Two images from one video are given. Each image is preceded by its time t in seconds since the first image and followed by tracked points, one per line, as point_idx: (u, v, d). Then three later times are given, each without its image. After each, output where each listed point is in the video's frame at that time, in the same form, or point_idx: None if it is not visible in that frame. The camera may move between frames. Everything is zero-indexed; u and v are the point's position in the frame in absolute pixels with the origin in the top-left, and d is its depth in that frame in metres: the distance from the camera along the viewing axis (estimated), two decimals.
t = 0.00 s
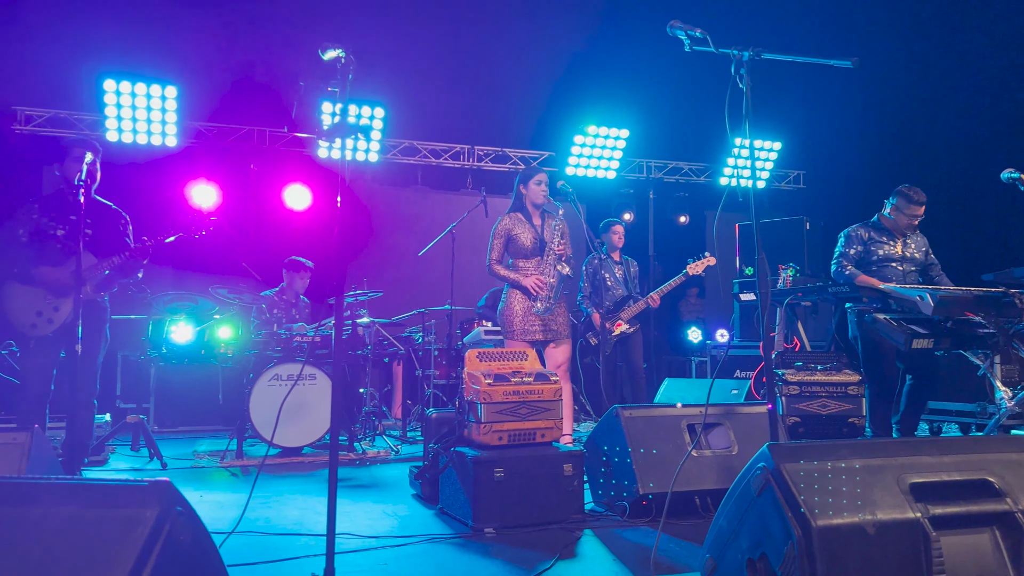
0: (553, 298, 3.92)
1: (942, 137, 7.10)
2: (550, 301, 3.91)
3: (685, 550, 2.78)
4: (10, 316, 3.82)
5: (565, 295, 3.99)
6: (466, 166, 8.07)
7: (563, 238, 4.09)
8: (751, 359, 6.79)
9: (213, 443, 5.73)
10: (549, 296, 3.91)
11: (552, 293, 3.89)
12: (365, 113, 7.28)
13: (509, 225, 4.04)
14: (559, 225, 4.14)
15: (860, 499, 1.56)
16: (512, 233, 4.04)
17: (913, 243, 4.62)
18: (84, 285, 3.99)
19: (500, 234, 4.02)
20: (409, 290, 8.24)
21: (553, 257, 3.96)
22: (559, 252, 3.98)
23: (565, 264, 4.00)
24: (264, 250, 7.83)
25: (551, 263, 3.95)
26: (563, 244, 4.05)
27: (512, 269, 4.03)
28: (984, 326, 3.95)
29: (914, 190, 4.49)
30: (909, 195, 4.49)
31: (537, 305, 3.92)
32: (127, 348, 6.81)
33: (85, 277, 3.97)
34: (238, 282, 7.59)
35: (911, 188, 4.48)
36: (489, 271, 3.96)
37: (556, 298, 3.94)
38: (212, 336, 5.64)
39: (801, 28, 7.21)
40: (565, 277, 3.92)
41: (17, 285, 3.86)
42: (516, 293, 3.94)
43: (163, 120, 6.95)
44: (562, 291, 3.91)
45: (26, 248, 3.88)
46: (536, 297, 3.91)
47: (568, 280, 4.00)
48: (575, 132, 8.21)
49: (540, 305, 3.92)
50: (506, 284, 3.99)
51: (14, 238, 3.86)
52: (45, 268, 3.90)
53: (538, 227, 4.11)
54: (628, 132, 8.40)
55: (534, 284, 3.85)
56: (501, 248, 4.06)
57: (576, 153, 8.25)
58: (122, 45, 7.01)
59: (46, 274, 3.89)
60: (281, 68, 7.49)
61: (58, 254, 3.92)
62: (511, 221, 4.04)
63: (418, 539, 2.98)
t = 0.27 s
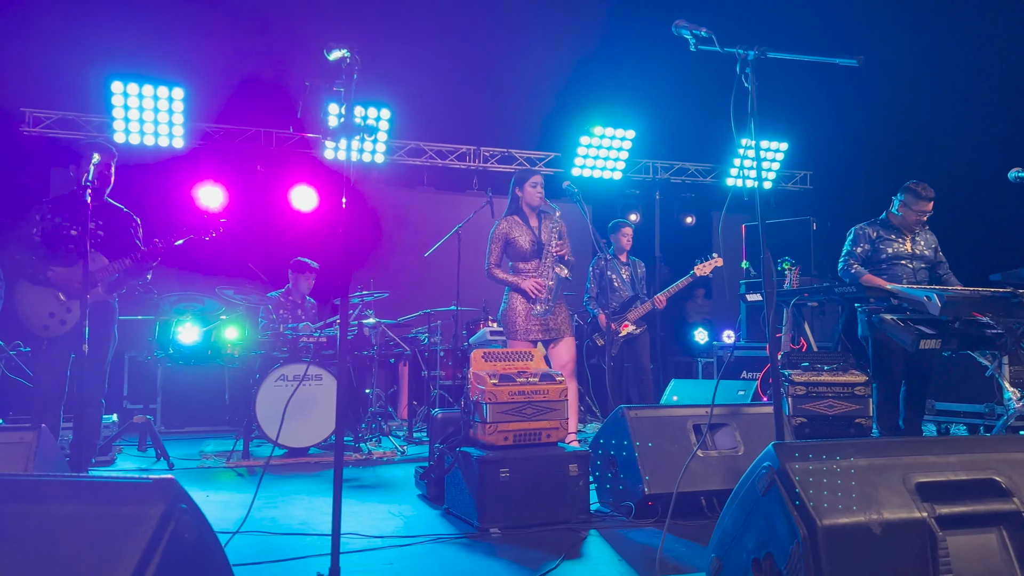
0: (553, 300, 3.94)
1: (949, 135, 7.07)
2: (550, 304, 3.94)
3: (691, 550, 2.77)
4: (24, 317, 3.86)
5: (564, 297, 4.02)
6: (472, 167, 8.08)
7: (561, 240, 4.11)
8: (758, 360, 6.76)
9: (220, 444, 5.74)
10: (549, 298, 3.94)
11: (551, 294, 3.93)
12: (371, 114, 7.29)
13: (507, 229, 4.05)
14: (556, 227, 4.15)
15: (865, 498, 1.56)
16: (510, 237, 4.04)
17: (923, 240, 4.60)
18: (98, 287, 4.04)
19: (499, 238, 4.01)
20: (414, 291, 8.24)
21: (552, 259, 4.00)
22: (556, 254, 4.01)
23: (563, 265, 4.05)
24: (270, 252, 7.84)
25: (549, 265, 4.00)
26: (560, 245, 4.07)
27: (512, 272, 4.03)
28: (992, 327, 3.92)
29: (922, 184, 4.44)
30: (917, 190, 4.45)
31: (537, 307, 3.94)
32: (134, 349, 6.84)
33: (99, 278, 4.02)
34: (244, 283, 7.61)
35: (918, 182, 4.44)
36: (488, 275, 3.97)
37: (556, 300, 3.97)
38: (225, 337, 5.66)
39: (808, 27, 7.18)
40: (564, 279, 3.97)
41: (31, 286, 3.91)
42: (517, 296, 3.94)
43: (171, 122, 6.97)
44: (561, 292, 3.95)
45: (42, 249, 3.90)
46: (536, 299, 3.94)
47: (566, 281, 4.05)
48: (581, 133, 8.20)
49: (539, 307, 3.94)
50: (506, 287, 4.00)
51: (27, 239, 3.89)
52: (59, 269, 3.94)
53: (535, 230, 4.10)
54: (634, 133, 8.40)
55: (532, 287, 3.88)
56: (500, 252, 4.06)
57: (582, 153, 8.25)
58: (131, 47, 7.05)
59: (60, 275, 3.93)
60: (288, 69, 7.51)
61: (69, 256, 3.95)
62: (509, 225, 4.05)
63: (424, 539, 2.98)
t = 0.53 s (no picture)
0: (558, 301, 3.97)
1: (957, 136, 7.04)
2: (556, 304, 3.96)
3: (699, 551, 2.77)
4: (31, 318, 3.91)
5: (570, 298, 4.04)
6: (478, 169, 8.08)
7: (566, 241, 4.12)
8: (765, 362, 6.75)
9: (228, 445, 5.76)
10: (555, 298, 3.96)
11: (556, 295, 3.95)
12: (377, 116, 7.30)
13: (512, 231, 4.04)
14: (561, 228, 4.16)
15: (873, 498, 1.55)
16: (515, 238, 4.03)
17: (931, 244, 4.59)
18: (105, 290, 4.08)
19: (504, 240, 4.01)
20: (421, 293, 8.24)
21: (556, 260, 4.03)
22: (561, 254, 4.04)
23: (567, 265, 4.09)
24: (278, 253, 7.87)
25: (554, 266, 4.02)
26: (565, 246, 4.09)
27: (517, 275, 4.03)
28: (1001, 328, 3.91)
29: (934, 189, 4.43)
30: (928, 195, 4.43)
31: (544, 308, 3.95)
32: (142, 350, 6.86)
33: (105, 281, 4.06)
34: (252, 284, 7.63)
35: (930, 187, 4.43)
36: (493, 277, 3.97)
37: (562, 300, 3.99)
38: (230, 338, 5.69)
39: (815, 27, 7.16)
40: (568, 279, 4.02)
41: (39, 288, 3.98)
42: (524, 297, 3.95)
43: (178, 124, 7.00)
44: (568, 292, 4.00)
45: (49, 250, 3.93)
46: (542, 300, 3.95)
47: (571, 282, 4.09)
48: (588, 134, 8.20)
49: (546, 308, 3.95)
50: (511, 289, 4.01)
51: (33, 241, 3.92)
52: (66, 272, 3.97)
53: (540, 231, 4.09)
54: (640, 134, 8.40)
55: (539, 288, 3.89)
56: (505, 254, 4.06)
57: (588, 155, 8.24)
58: (139, 49, 7.09)
59: (67, 278, 3.96)
60: (295, 71, 7.53)
61: (76, 259, 3.99)
62: (514, 227, 4.04)
63: (431, 539, 2.98)
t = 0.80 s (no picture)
0: (567, 302, 3.96)
1: (963, 137, 7.02)
2: (565, 305, 3.95)
3: (704, 553, 2.76)
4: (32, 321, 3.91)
5: (579, 299, 4.03)
6: (483, 171, 8.09)
7: (576, 242, 4.12)
8: (771, 363, 6.74)
9: (233, 446, 5.78)
10: (564, 299, 3.95)
11: (566, 296, 3.93)
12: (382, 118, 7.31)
13: (521, 232, 4.05)
14: (571, 229, 4.16)
15: (879, 499, 1.55)
16: (525, 239, 4.04)
17: (942, 243, 4.57)
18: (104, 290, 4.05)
19: (513, 240, 4.02)
20: (426, 294, 8.25)
21: (566, 261, 4.03)
22: (570, 255, 4.04)
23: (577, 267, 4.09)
24: (283, 255, 7.88)
25: (564, 267, 4.01)
26: (574, 247, 4.09)
27: (526, 275, 4.03)
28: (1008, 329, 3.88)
29: (943, 188, 4.42)
30: (937, 193, 4.42)
31: (552, 309, 3.94)
32: (148, 351, 6.89)
33: (103, 280, 4.02)
34: (257, 286, 7.65)
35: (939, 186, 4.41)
36: (502, 277, 3.98)
37: (571, 301, 3.98)
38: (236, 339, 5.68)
39: (820, 28, 7.15)
40: (578, 280, 3.99)
41: (38, 290, 3.95)
42: (532, 297, 3.95)
43: (184, 126, 7.03)
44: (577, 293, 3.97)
45: (47, 253, 3.91)
46: (551, 301, 3.94)
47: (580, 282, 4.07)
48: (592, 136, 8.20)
49: (555, 309, 3.94)
50: (520, 290, 4.01)
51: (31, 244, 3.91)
52: (66, 274, 3.95)
53: (550, 232, 4.11)
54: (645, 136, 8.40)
55: (548, 289, 3.88)
56: (514, 254, 4.05)
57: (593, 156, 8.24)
58: (145, 52, 7.12)
59: (68, 280, 3.95)
60: (300, 73, 7.55)
61: (76, 261, 3.98)
62: (524, 228, 4.05)
63: (436, 541, 2.99)
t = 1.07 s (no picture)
0: (574, 303, 3.96)
1: (968, 138, 7.01)
2: (572, 306, 3.95)
3: (710, 553, 2.77)
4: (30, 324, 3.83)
5: (586, 300, 4.03)
6: (487, 172, 8.10)
7: (584, 243, 4.12)
8: (775, 365, 6.74)
9: (239, 446, 5.79)
10: (571, 301, 3.95)
11: (573, 297, 3.94)
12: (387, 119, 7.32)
13: (530, 232, 4.06)
14: (579, 230, 4.16)
15: (886, 498, 1.56)
16: (533, 239, 4.05)
17: (953, 247, 4.56)
18: (101, 291, 3.96)
19: (521, 240, 4.03)
20: (431, 296, 8.26)
21: (574, 261, 4.01)
22: (578, 256, 4.04)
23: (585, 267, 4.07)
24: (288, 257, 7.90)
25: (571, 267, 4.01)
26: (582, 248, 4.09)
27: (533, 275, 4.05)
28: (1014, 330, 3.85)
29: (956, 193, 4.42)
30: (950, 197, 4.42)
31: (559, 310, 3.95)
32: (153, 352, 6.90)
33: (101, 282, 3.96)
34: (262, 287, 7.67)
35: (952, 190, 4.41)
36: (510, 277, 4.00)
37: (577, 302, 3.98)
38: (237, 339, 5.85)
39: (825, 29, 7.14)
40: (586, 282, 4.00)
41: (36, 295, 3.86)
42: (539, 298, 3.96)
43: (190, 127, 7.05)
44: (584, 295, 3.97)
45: (41, 257, 3.85)
46: (558, 302, 3.95)
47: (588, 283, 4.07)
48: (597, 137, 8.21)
49: (561, 310, 3.95)
50: (527, 290, 4.02)
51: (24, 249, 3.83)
52: (62, 276, 3.87)
53: (558, 233, 4.11)
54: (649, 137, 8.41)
55: (555, 290, 3.90)
56: (522, 254, 4.07)
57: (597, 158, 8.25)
58: (151, 54, 7.14)
59: (65, 283, 3.87)
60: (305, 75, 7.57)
61: (72, 263, 3.90)
62: (532, 228, 4.06)
63: (442, 540, 2.99)
